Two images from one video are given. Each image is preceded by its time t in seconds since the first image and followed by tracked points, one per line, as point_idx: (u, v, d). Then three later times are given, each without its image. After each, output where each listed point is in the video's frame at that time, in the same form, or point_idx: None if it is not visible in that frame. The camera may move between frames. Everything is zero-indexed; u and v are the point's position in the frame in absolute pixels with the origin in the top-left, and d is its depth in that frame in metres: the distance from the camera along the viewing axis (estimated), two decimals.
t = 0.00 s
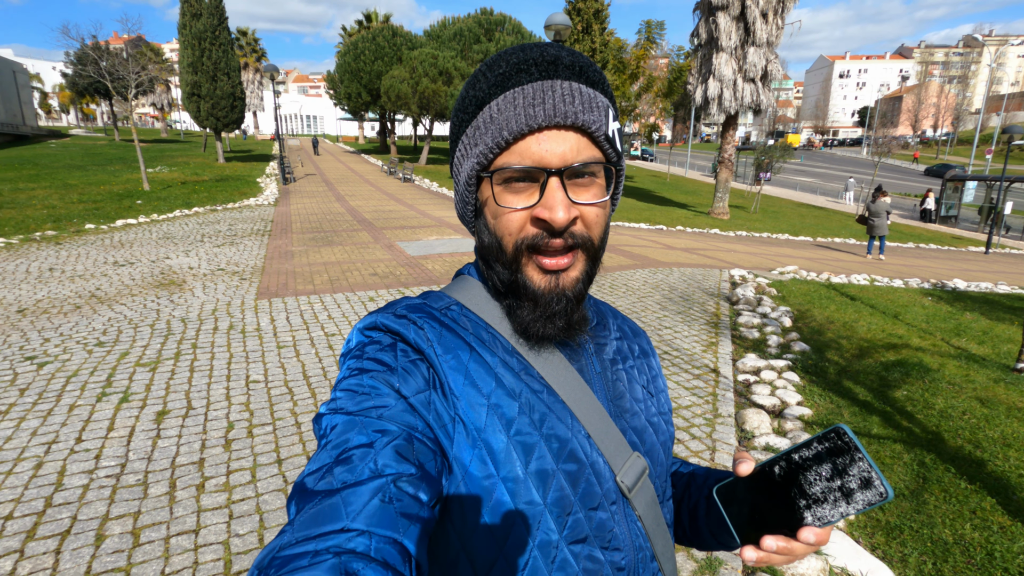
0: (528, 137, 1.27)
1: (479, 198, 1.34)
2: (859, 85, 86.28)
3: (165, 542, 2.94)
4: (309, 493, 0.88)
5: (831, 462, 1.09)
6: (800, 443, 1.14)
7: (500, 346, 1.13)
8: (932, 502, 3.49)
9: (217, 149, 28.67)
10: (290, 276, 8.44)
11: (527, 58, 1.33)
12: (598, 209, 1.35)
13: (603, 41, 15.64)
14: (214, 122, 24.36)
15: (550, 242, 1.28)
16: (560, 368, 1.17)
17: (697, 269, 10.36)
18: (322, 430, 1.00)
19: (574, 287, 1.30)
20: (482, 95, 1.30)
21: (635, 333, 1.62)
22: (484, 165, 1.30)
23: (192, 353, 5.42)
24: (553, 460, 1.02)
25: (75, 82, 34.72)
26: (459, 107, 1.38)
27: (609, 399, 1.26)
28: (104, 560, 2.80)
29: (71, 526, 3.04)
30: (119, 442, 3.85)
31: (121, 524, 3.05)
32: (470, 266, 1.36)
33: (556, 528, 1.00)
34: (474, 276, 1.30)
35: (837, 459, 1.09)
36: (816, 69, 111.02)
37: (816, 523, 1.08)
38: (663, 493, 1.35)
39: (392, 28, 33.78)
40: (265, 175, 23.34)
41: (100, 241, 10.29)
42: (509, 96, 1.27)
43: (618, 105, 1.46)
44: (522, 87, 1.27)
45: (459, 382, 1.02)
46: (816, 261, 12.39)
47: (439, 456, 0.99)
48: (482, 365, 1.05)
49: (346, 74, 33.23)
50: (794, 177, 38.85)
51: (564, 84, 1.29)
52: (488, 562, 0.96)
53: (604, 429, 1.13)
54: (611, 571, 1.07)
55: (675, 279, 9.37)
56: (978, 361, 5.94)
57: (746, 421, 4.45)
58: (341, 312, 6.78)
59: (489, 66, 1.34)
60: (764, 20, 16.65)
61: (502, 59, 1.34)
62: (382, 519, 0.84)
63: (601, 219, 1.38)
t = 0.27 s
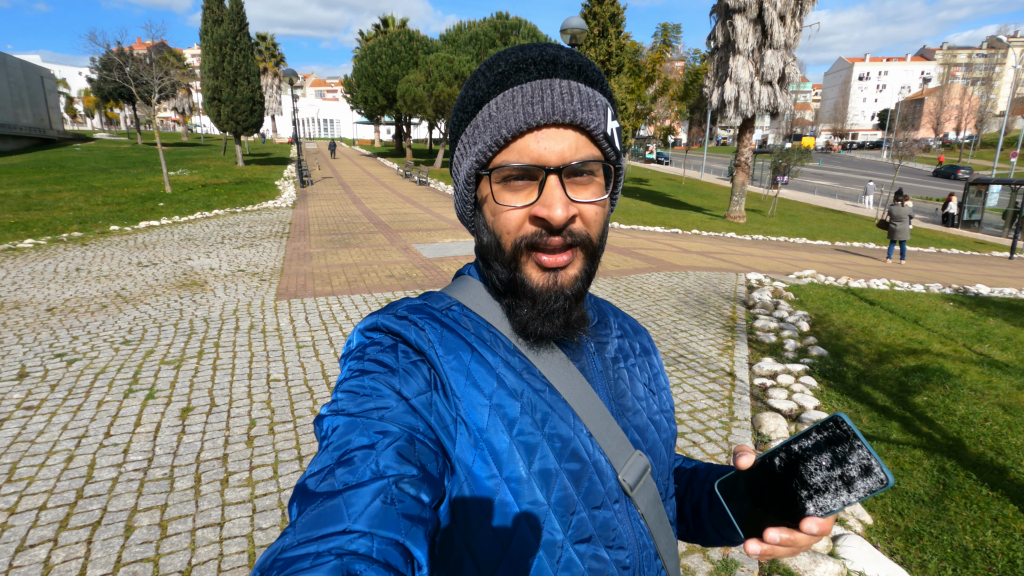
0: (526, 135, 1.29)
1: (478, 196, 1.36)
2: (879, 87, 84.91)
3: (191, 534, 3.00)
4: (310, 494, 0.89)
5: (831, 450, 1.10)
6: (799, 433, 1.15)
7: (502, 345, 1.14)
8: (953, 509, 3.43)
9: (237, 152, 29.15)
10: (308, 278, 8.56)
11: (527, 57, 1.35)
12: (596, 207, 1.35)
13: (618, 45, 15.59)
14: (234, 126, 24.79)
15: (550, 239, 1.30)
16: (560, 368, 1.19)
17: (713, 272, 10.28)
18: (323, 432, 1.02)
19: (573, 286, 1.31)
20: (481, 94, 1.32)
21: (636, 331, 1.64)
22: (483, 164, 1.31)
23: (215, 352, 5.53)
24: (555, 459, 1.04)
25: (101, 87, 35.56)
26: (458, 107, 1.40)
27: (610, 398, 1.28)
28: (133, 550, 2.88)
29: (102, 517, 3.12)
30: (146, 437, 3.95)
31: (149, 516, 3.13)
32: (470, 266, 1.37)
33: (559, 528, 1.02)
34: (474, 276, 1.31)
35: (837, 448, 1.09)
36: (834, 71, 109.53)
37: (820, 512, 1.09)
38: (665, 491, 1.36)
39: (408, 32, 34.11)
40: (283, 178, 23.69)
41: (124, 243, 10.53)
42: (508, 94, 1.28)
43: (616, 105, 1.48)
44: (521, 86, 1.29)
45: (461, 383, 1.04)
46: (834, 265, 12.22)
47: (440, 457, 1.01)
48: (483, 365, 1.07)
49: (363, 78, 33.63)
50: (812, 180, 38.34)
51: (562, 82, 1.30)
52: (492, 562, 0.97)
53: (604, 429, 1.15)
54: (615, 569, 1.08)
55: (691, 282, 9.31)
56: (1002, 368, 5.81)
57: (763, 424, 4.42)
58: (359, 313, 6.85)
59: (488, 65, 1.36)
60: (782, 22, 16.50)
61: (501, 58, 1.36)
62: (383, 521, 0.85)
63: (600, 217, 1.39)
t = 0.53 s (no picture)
0: (524, 131, 1.29)
1: (477, 194, 1.37)
2: (905, 85, 83.00)
3: (219, 522, 3.09)
4: (311, 497, 0.91)
5: (825, 456, 1.17)
6: (794, 439, 1.22)
7: (502, 346, 1.16)
8: (978, 514, 3.35)
9: (258, 151, 29.65)
10: (329, 275, 8.68)
11: (519, 56, 1.36)
12: (595, 201, 1.36)
13: (637, 44, 15.46)
14: (256, 126, 25.19)
15: (552, 235, 1.30)
16: (562, 366, 1.20)
17: (732, 272, 10.17)
18: (324, 435, 1.03)
19: (575, 279, 1.33)
20: (476, 94, 1.34)
21: (637, 329, 1.65)
22: (481, 162, 1.32)
23: (240, 347, 5.65)
24: (557, 459, 1.06)
25: (128, 88, 36.44)
26: (452, 108, 1.41)
27: (612, 396, 1.29)
28: (164, 537, 2.96)
29: (134, 505, 3.22)
30: (175, 428, 4.06)
31: (179, 505, 3.23)
32: (469, 266, 1.37)
33: (562, 529, 1.03)
34: (473, 277, 1.32)
35: (830, 453, 1.16)
36: (858, 69, 107.32)
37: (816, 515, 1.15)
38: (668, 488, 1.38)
39: (427, 32, 34.30)
40: (303, 177, 24.01)
41: (151, 240, 10.80)
42: (504, 92, 1.30)
43: (608, 100, 1.50)
44: (516, 84, 1.30)
45: (462, 385, 1.06)
46: (857, 266, 12.00)
47: (441, 459, 1.03)
48: (483, 366, 1.09)
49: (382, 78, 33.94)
50: (834, 180, 37.62)
51: (557, 78, 1.31)
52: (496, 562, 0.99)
53: (607, 427, 1.16)
54: (619, 568, 1.10)
55: (710, 282, 9.23)
56: None
57: (783, 426, 4.39)
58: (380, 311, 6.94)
59: (481, 66, 1.38)
60: (805, 20, 16.23)
61: (494, 59, 1.38)
62: (383, 524, 0.87)
63: (598, 211, 1.40)
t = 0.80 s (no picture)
0: (514, 126, 1.34)
1: (474, 193, 1.40)
2: (930, 87, 81.32)
3: (242, 517, 3.15)
4: (312, 498, 0.93)
5: (788, 329, 1.15)
6: (758, 322, 1.21)
7: (501, 346, 1.17)
8: (1005, 524, 3.26)
9: (279, 155, 30.16)
10: (347, 277, 8.79)
11: (505, 55, 1.40)
12: (589, 190, 1.40)
13: (655, 47, 15.37)
14: (277, 130, 25.60)
15: (550, 226, 1.34)
16: (560, 364, 1.22)
17: (751, 277, 10.05)
18: (324, 437, 1.06)
19: (577, 270, 1.36)
20: (465, 95, 1.37)
21: (635, 326, 1.66)
22: (475, 160, 1.35)
23: (261, 346, 5.75)
24: (556, 458, 1.06)
25: (154, 93, 37.36)
26: (442, 110, 1.44)
27: (611, 395, 1.30)
28: (189, 531, 3.03)
29: (160, 499, 3.29)
30: (198, 425, 4.15)
31: (203, 499, 3.30)
32: (467, 266, 1.40)
33: (563, 528, 1.05)
34: (472, 276, 1.34)
35: (792, 323, 1.14)
36: (881, 71, 105.42)
37: (792, 387, 1.12)
38: (668, 487, 1.38)
39: (445, 37, 34.62)
40: (323, 180, 24.34)
41: (175, 242, 11.05)
42: (493, 90, 1.33)
43: (595, 93, 1.53)
44: (504, 81, 1.33)
45: (460, 384, 1.08)
46: (879, 272, 11.78)
47: (440, 457, 1.05)
48: (482, 365, 1.10)
49: (400, 82, 34.35)
50: (856, 184, 36.94)
51: (543, 74, 1.35)
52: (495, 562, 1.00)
53: (606, 425, 1.17)
54: (619, 567, 1.10)
55: (728, 287, 9.13)
56: None
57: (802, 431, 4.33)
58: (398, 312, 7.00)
59: (469, 68, 1.41)
60: (826, 22, 16.02)
61: (481, 60, 1.41)
62: (383, 523, 0.89)
63: (593, 200, 1.43)
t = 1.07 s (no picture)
0: (523, 137, 1.34)
1: (475, 197, 1.42)
2: (948, 86, 79.99)
3: (258, 513, 3.20)
4: (313, 499, 0.94)
5: (878, 363, 1.20)
6: (847, 352, 1.25)
7: (501, 348, 1.18)
8: None
9: (292, 155, 30.46)
10: (359, 276, 8.86)
11: (525, 58, 1.41)
12: (591, 211, 1.39)
13: (668, 46, 15.28)
14: (290, 130, 25.84)
15: (544, 243, 1.33)
16: (559, 370, 1.22)
17: (764, 278, 9.96)
18: (324, 438, 1.07)
19: (566, 290, 1.34)
20: (479, 95, 1.39)
21: (634, 328, 1.68)
22: (479, 165, 1.37)
23: (275, 345, 5.82)
24: (557, 460, 1.07)
25: (170, 94, 37.91)
26: (456, 106, 1.47)
27: (611, 395, 1.32)
28: (206, 525, 3.07)
29: (177, 494, 3.34)
30: (214, 422, 4.21)
31: (220, 495, 3.35)
32: (466, 269, 1.41)
33: (564, 530, 1.05)
34: (471, 280, 1.35)
35: (883, 358, 1.20)
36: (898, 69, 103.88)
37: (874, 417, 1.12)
38: (669, 484, 1.41)
39: (456, 37, 34.71)
40: (335, 180, 24.53)
41: (190, 241, 11.21)
42: (506, 95, 1.34)
43: (614, 106, 1.54)
44: (519, 87, 1.35)
45: (460, 386, 1.08)
46: (896, 273, 11.61)
47: (441, 459, 1.06)
48: (483, 367, 1.11)
49: (412, 82, 34.55)
50: (872, 184, 36.46)
51: (560, 84, 1.35)
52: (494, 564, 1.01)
53: (605, 427, 1.18)
54: (620, 568, 1.11)
55: (741, 288, 9.06)
56: None
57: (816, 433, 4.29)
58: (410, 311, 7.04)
59: (487, 67, 1.44)
60: (842, 20, 15.83)
61: (500, 60, 1.43)
62: (384, 525, 0.90)
63: (594, 220, 1.42)
